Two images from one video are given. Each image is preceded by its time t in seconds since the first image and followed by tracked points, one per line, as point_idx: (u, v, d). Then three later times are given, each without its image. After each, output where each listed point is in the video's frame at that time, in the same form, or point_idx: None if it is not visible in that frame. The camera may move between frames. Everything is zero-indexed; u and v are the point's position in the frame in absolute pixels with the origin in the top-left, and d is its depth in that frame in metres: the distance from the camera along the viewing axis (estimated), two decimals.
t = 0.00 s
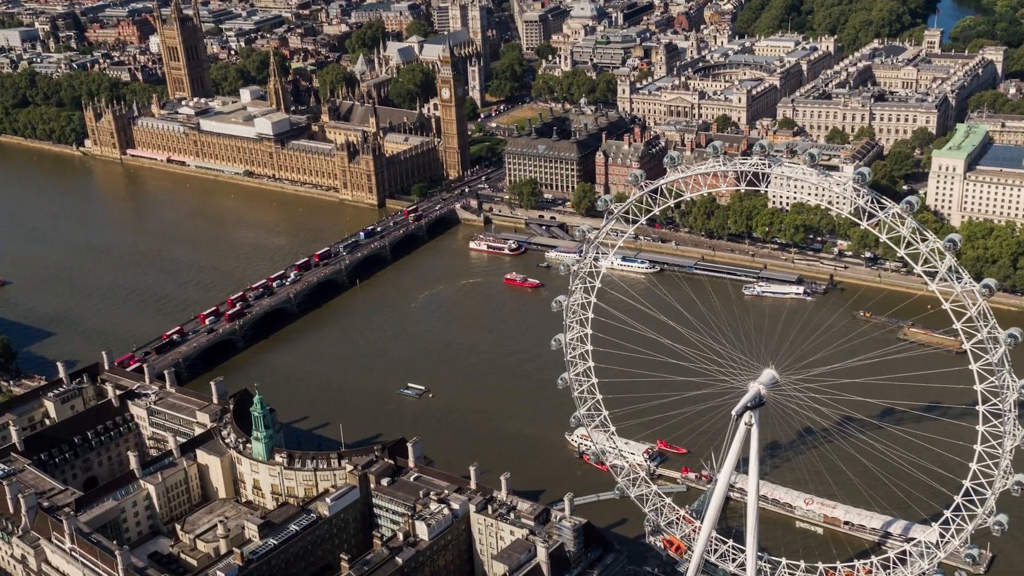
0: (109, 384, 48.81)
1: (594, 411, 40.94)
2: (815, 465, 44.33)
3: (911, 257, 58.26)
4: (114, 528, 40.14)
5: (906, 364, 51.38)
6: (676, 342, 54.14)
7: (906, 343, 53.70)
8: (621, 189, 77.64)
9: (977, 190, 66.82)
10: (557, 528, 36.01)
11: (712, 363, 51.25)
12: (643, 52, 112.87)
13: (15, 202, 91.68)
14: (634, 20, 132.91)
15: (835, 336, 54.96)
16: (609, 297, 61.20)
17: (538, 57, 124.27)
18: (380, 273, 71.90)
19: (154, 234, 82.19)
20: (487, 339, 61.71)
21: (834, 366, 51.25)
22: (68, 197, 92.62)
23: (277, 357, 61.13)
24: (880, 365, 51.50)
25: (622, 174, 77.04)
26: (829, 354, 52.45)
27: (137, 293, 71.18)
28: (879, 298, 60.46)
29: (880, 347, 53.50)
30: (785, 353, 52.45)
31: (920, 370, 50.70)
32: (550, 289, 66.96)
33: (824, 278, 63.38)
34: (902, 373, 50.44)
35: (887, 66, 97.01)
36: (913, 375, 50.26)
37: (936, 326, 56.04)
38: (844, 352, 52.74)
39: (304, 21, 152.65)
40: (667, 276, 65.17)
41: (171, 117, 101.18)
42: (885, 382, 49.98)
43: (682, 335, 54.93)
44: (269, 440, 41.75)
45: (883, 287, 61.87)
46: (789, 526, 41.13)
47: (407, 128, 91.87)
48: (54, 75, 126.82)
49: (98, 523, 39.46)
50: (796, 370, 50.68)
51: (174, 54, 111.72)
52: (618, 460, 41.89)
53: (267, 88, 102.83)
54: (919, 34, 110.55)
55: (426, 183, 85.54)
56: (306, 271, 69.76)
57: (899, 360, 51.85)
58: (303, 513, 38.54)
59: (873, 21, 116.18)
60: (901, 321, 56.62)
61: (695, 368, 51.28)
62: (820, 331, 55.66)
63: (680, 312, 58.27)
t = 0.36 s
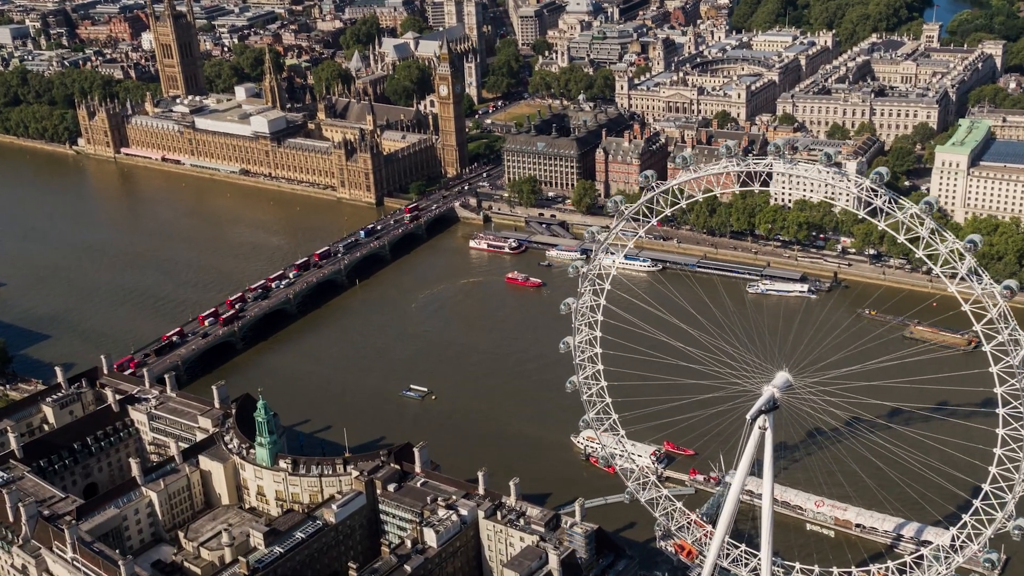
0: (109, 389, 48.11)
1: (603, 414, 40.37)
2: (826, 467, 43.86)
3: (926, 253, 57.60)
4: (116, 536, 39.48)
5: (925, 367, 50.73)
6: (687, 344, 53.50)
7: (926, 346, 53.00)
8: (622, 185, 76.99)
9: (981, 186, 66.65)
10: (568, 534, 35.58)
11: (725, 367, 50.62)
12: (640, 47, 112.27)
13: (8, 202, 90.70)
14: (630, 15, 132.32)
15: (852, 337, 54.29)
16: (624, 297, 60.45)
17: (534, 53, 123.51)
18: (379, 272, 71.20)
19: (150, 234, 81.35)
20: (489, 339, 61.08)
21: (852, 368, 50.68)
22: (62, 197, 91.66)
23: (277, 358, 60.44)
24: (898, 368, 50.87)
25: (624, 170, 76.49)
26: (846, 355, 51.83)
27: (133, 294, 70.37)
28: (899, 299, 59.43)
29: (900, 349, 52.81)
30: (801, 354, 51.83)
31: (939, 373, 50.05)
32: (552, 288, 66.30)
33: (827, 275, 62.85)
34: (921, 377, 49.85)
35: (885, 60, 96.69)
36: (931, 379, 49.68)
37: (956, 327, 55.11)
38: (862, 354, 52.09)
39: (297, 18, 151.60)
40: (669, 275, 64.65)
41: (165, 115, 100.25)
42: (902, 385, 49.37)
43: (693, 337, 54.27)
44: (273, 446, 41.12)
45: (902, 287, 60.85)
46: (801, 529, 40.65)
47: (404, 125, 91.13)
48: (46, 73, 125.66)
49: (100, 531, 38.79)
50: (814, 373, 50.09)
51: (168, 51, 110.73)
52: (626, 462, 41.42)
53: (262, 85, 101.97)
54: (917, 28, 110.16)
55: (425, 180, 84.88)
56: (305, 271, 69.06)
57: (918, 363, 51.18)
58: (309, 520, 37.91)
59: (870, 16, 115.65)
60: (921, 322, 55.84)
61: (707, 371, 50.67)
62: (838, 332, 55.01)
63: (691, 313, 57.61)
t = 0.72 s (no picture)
0: (105, 395, 47.39)
1: (609, 418, 39.80)
2: (833, 469, 43.45)
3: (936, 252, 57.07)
4: (115, 546, 38.79)
5: (940, 371, 50.06)
6: (696, 347, 52.93)
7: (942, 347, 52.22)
8: (619, 183, 76.34)
9: (980, 182, 66.46)
10: (577, 542, 35.04)
11: (735, 371, 50.05)
12: (633, 44, 111.74)
13: None
14: (622, 11, 131.67)
15: (867, 337, 53.60)
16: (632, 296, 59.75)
17: (527, 50, 122.83)
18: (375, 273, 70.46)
19: (142, 235, 80.41)
20: (489, 340, 60.47)
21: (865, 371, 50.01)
22: (52, 198, 90.51)
23: (274, 361, 59.68)
24: (912, 371, 50.22)
25: (621, 168, 75.83)
26: (860, 357, 51.20)
27: (126, 295, 69.47)
28: (917, 300, 58.57)
29: (914, 350, 52.07)
30: (813, 356, 51.21)
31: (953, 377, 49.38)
32: (551, 288, 65.69)
33: (828, 273, 62.51)
34: (934, 380, 49.17)
35: (880, 56, 96.47)
36: (945, 383, 49.00)
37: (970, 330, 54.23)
38: (877, 356, 51.44)
39: (287, 15, 150.41)
40: (669, 274, 64.19)
41: (156, 114, 99.25)
42: (917, 388, 48.72)
43: (701, 339, 53.68)
44: (275, 453, 40.47)
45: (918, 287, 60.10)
46: (809, 532, 40.21)
47: (398, 124, 90.39)
48: (33, 72, 124.30)
49: (99, 542, 38.10)
50: (826, 376, 49.54)
51: (157, 49, 109.65)
52: (633, 465, 40.93)
53: (254, 83, 101.08)
54: (911, 24, 109.90)
55: (420, 179, 84.19)
56: (301, 272, 68.27)
57: (932, 367, 50.46)
58: (312, 529, 37.16)
59: (863, 10, 115.12)
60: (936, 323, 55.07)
61: (717, 375, 50.08)
62: (851, 332, 54.33)
63: (699, 313, 57.04)
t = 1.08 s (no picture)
0: (98, 403, 46.59)
1: (614, 424, 39.27)
2: (838, 471, 43.10)
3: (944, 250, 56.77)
4: (112, 558, 38.03)
5: (953, 373, 49.32)
6: (702, 351, 52.31)
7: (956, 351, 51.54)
8: (613, 181, 75.83)
9: (976, 178, 66.31)
10: (585, 550, 34.54)
11: (742, 375, 49.44)
12: (624, 40, 111.21)
13: None
14: (611, 7, 131.11)
15: (878, 341, 52.97)
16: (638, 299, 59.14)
17: (516, 47, 122.14)
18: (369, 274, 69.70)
19: (132, 237, 79.37)
20: (485, 342, 59.87)
21: (878, 375, 49.41)
22: (38, 199, 89.29)
23: (267, 365, 58.89)
24: (928, 372, 49.54)
25: (615, 166, 75.32)
26: (871, 361, 50.62)
27: (116, 298, 68.48)
28: (932, 301, 57.81)
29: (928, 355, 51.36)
30: (822, 360, 50.65)
31: (967, 379, 48.69)
32: (547, 289, 65.09)
33: (826, 272, 62.17)
34: (947, 382, 48.47)
35: (871, 52, 96.28)
36: (959, 385, 48.29)
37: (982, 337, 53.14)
38: (890, 360, 50.85)
39: (273, 12, 149.16)
40: (665, 273, 63.77)
41: (143, 114, 98.11)
42: (918, 387, 48.50)
43: (707, 343, 53.07)
44: (274, 461, 39.79)
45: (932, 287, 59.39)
46: (815, 536, 39.84)
47: (389, 122, 89.61)
48: (17, 71, 122.75)
49: (96, 554, 37.34)
50: (836, 379, 48.99)
51: (143, 48, 108.43)
52: (637, 470, 40.45)
53: (242, 82, 100.10)
54: (901, 19, 109.75)
55: (411, 179, 83.49)
56: (294, 274, 67.43)
57: (947, 369, 49.73)
58: (314, 539, 36.51)
59: (853, 6, 114.84)
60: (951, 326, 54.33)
61: (724, 379, 49.48)
62: (863, 335, 53.68)
63: (704, 316, 56.44)
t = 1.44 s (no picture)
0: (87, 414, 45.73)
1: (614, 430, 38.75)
2: (838, 474, 42.67)
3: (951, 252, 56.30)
4: (104, 573, 37.19)
5: (962, 377, 48.66)
6: (705, 357, 51.72)
7: (966, 355, 50.84)
8: (603, 181, 75.33)
9: (967, 176, 66.25)
10: (589, 560, 34.04)
11: (747, 381, 48.88)
12: (610, 39, 110.72)
13: None
14: (596, 5, 130.57)
15: (887, 344, 52.31)
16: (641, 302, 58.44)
17: (501, 46, 121.45)
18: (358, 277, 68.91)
19: (116, 241, 78.24)
20: (478, 345, 59.23)
21: (886, 380, 48.81)
22: (19, 203, 87.95)
23: (257, 371, 58.04)
24: (936, 378, 48.90)
25: (606, 165, 74.81)
26: (878, 365, 50.01)
27: (101, 304, 67.40)
28: (942, 304, 57.08)
29: (937, 359, 50.71)
30: (829, 364, 50.03)
31: (977, 384, 48.01)
32: (539, 291, 64.54)
33: (819, 271, 61.92)
34: (949, 384, 48.15)
35: (858, 49, 96.17)
36: (967, 390, 47.64)
37: (992, 340, 52.33)
38: (898, 364, 50.21)
39: (255, 11, 147.83)
40: (658, 274, 63.35)
41: (125, 116, 96.86)
42: (917, 389, 48.26)
43: (711, 348, 52.48)
44: (268, 472, 39.09)
45: (942, 289, 58.76)
46: (817, 541, 39.39)
47: (375, 123, 88.80)
48: None
49: (88, 569, 36.50)
50: (844, 384, 48.43)
51: (124, 48, 107.12)
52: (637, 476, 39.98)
53: (225, 83, 99.04)
54: (887, 16, 109.69)
55: (399, 180, 82.75)
56: (283, 278, 66.58)
57: (956, 373, 49.08)
58: (311, 551, 35.85)
59: (839, 3, 114.69)
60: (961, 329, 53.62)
61: (728, 385, 48.92)
62: (871, 337, 53.04)
63: (706, 320, 55.83)
